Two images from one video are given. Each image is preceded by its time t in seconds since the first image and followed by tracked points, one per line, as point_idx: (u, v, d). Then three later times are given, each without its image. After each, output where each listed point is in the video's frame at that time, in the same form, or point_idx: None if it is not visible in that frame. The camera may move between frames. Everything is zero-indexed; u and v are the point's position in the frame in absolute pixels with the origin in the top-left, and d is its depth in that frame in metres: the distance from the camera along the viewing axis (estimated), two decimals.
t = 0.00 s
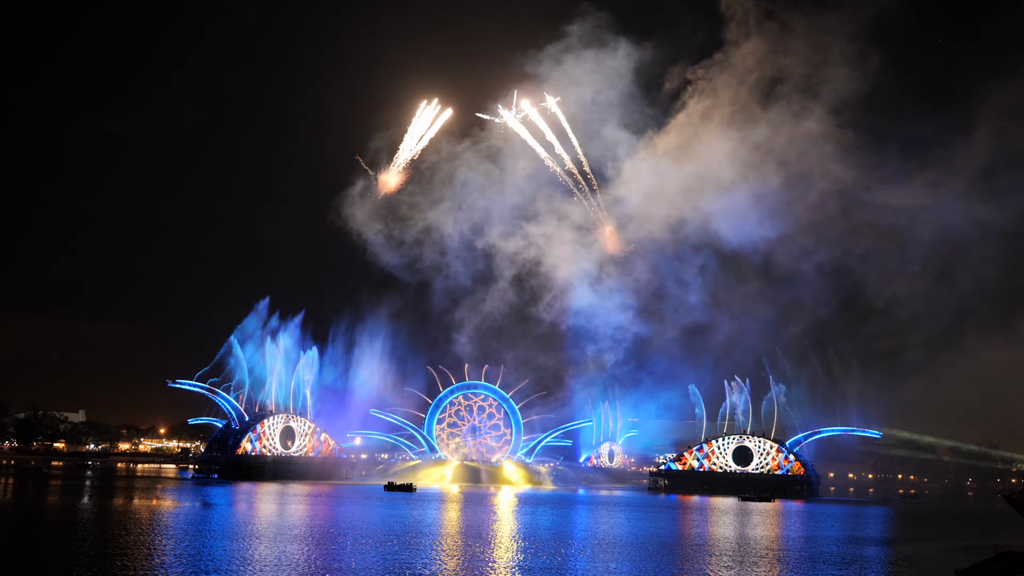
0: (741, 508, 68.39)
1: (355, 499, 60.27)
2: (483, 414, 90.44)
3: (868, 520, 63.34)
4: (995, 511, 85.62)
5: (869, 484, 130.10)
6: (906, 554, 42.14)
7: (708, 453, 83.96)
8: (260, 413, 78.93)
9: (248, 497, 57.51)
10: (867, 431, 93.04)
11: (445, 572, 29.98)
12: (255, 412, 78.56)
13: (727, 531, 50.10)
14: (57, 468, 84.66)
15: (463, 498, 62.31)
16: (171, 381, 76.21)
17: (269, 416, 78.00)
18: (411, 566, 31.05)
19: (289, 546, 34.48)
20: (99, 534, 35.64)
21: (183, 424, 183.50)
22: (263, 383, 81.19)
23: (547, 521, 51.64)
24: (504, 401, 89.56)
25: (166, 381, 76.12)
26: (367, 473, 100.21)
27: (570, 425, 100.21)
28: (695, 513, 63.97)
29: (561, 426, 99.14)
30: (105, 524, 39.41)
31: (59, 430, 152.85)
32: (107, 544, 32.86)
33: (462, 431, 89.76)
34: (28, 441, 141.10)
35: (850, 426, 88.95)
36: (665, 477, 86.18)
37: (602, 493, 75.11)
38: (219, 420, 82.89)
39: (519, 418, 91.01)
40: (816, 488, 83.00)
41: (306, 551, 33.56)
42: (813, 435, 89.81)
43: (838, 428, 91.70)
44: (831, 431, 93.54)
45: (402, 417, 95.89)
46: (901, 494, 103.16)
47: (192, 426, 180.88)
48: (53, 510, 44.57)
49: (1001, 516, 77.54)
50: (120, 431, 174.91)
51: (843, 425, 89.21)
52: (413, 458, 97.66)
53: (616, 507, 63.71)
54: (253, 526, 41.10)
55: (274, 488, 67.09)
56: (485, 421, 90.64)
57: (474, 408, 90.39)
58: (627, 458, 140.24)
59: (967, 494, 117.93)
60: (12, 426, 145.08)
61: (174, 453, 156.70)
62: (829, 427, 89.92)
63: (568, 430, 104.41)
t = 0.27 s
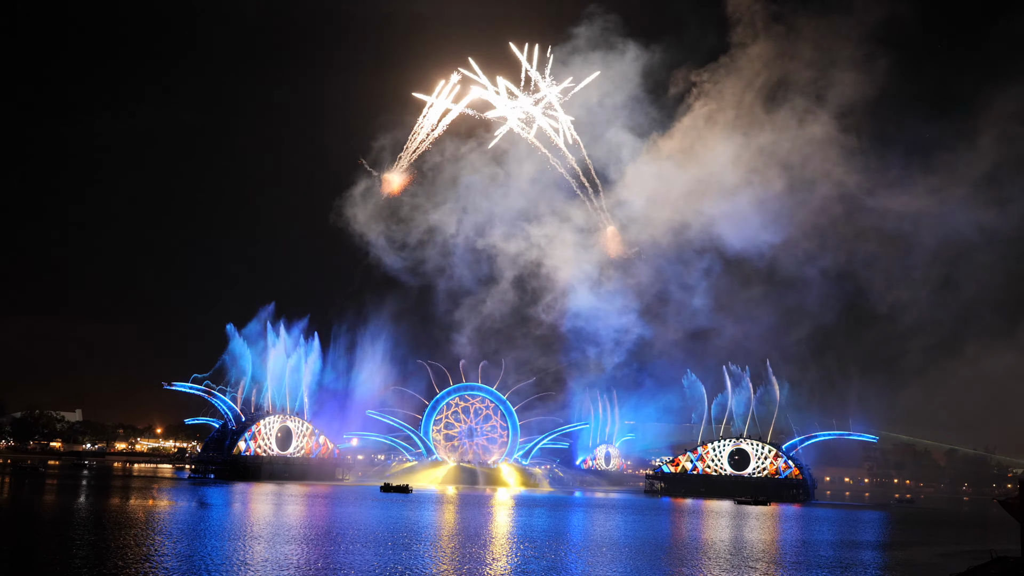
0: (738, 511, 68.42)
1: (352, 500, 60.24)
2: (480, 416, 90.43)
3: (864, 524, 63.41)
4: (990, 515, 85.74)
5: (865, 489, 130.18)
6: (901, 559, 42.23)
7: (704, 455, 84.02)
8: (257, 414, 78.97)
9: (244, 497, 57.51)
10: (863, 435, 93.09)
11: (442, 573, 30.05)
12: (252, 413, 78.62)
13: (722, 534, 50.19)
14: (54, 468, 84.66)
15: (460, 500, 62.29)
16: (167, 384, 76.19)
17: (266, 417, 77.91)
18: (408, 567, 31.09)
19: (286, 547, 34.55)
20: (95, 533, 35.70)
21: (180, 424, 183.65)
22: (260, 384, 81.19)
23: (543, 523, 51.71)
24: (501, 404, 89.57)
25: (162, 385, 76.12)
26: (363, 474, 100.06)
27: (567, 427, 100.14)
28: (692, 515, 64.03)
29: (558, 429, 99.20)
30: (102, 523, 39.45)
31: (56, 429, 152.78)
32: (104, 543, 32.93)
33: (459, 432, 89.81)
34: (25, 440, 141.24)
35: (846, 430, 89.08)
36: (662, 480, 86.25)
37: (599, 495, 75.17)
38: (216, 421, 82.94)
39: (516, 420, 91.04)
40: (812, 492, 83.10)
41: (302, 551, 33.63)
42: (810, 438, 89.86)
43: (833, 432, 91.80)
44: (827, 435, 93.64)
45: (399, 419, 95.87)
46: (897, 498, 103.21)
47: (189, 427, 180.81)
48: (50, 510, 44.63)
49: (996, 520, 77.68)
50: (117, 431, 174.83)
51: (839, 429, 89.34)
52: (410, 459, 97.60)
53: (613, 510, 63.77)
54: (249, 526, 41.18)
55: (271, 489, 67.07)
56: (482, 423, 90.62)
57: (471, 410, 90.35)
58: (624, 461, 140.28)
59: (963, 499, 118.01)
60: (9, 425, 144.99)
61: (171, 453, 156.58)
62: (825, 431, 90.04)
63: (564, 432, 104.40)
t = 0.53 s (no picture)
0: (735, 513, 68.52)
1: (350, 501, 60.36)
2: (477, 418, 90.57)
3: (861, 526, 63.53)
4: (988, 518, 85.81)
5: (863, 491, 130.30)
6: (897, 560, 42.44)
7: (702, 458, 84.01)
8: (255, 416, 79.03)
9: (242, 498, 57.64)
10: (861, 437, 93.18)
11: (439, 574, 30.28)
12: (249, 414, 78.67)
13: (720, 536, 50.27)
14: (52, 468, 85.13)
15: (458, 501, 62.42)
16: (165, 388, 76.58)
17: (263, 419, 78.10)
18: (404, 568, 31.27)
19: (284, 547, 34.71)
20: (93, 534, 35.87)
21: (178, 424, 183.70)
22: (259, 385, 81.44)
23: (541, 524, 51.89)
24: (499, 406, 89.71)
25: (160, 388, 76.48)
26: (362, 475, 100.29)
27: (563, 429, 100.23)
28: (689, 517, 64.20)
29: (556, 430, 99.30)
30: (100, 524, 39.64)
31: (54, 430, 152.86)
32: (102, 544, 33.11)
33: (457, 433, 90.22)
34: (23, 440, 141.31)
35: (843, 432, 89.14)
36: (660, 481, 86.40)
37: (597, 496, 75.35)
38: (214, 422, 83.04)
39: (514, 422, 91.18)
40: (809, 494, 83.16)
41: (300, 552, 33.80)
42: (808, 440, 89.93)
43: (831, 434, 91.90)
44: (825, 437, 93.73)
45: (397, 422, 96.19)
46: (895, 500, 103.31)
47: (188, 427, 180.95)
48: (49, 510, 44.83)
49: (994, 523, 77.73)
50: (115, 431, 174.96)
51: (836, 431, 89.41)
52: (408, 460, 97.88)
53: (611, 511, 63.93)
54: (246, 527, 41.35)
55: (268, 490, 67.18)
56: (480, 424, 90.77)
57: (469, 412, 90.51)
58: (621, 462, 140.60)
59: (962, 501, 118.11)
60: (8, 426, 145.15)
61: (169, 454, 156.67)
62: (822, 433, 90.16)
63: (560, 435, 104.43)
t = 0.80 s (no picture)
0: (733, 515, 68.62)
1: (348, 502, 60.51)
2: (476, 420, 90.71)
3: (859, 527, 63.61)
4: (987, 519, 85.92)
5: (862, 492, 130.43)
6: (894, 561, 42.64)
7: (700, 459, 84.12)
8: (253, 417, 79.10)
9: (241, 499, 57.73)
10: (859, 439, 93.25)
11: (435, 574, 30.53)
12: (247, 416, 78.74)
13: (719, 537, 50.29)
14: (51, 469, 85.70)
15: (456, 502, 62.52)
16: (163, 392, 76.89)
17: (261, 420, 78.25)
18: (401, 569, 31.54)
19: (282, 548, 34.80)
20: (92, 534, 35.99)
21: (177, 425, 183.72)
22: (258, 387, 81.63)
23: (538, 525, 52.08)
24: (497, 408, 89.79)
25: (159, 392, 76.77)
26: (360, 476, 100.45)
27: (560, 430, 100.30)
28: (687, 518, 64.35)
29: (554, 432, 99.38)
30: (98, 524, 39.79)
31: (53, 431, 152.89)
32: (101, 544, 33.23)
33: (455, 435, 90.45)
34: (22, 441, 141.33)
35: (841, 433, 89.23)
36: (658, 482, 86.44)
37: (596, 497, 75.40)
38: (212, 423, 83.15)
39: (513, 425, 91.24)
40: (807, 495, 83.22)
41: (298, 553, 33.88)
42: (806, 441, 90.04)
43: (829, 435, 91.99)
44: (823, 439, 93.81)
45: (395, 424, 96.44)
46: (893, 501, 103.42)
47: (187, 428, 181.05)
48: (48, 510, 44.98)
49: (993, 524, 77.81)
50: (114, 432, 175.02)
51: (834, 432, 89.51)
52: (406, 461, 98.01)
53: (609, 513, 64.07)
54: (245, 528, 41.48)
55: (267, 491, 67.24)
56: (478, 426, 90.93)
57: (468, 413, 90.70)
58: (619, 463, 140.81)
59: (961, 502, 118.22)
60: (6, 426, 145.22)
61: (167, 454, 156.74)
62: (819, 434, 90.24)
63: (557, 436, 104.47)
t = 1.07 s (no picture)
0: (733, 516, 68.70)
1: (348, 503, 60.63)
2: (476, 421, 90.75)
3: (859, 528, 63.68)
4: (988, 520, 85.93)
5: (862, 493, 130.38)
6: (893, 563, 42.82)
7: (701, 460, 84.11)
8: (252, 418, 79.18)
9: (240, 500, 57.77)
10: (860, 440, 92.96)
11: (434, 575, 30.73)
12: (246, 417, 78.80)
13: (718, 539, 50.26)
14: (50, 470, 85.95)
15: (455, 504, 62.59)
16: (162, 394, 76.89)
17: (261, 421, 78.19)
18: (401, 569, 31.73)
19: (282, 549, 34.87)
20: (91, 535, 36.05)
21: (177, 426, 183.91)
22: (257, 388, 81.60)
23: (536, 526, 52.21)
24: (497, 410, 89.81)
25: (158, 395, 76.81)
26: (359, 477, 100.39)
27: (560, 431, 100.26)
28: (686, 520, 64.47)
29: (553, 433, 99.35)
30: (98, 525, 39.83)
31: (52, 432, 152.89)
32: (101, 545, 33.30)
33: (454, 436, 90.45)
34: (22, 442, 141.49)
35: (841, 434, 89.24)
36: (658, 483, 86.47)
37: (596, 499, 75.40)
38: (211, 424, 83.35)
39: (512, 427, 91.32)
40: (807, 496, 83.22)
41: (297, 554, 33.95)
42: (807, 442, 89.73)
43: (829, 436, 91.98)
44: (823, 440, 93.81)
45: (395, 425, 96.42)
46: (894, 502, 103.44)
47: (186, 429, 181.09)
48: (47, 511, 45.07)
49: (993, 525, 77.86)
50: (113, 433, 175.05)
51: (834, 433, 89.50)
52: (406, 462, 97.93)
53: (608, 514, 64.19)
54: (244, 528, 41.53)
55: (266, 492, 67.27)
56: (478, 427, 90.94)
57: (467, 414, 90.81)
58: (618, 464, 140.86)
59: (962, 503, 118.21)
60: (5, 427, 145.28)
61: (167, 455, 156.83)
62: (818, 435, 90.26)
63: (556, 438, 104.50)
